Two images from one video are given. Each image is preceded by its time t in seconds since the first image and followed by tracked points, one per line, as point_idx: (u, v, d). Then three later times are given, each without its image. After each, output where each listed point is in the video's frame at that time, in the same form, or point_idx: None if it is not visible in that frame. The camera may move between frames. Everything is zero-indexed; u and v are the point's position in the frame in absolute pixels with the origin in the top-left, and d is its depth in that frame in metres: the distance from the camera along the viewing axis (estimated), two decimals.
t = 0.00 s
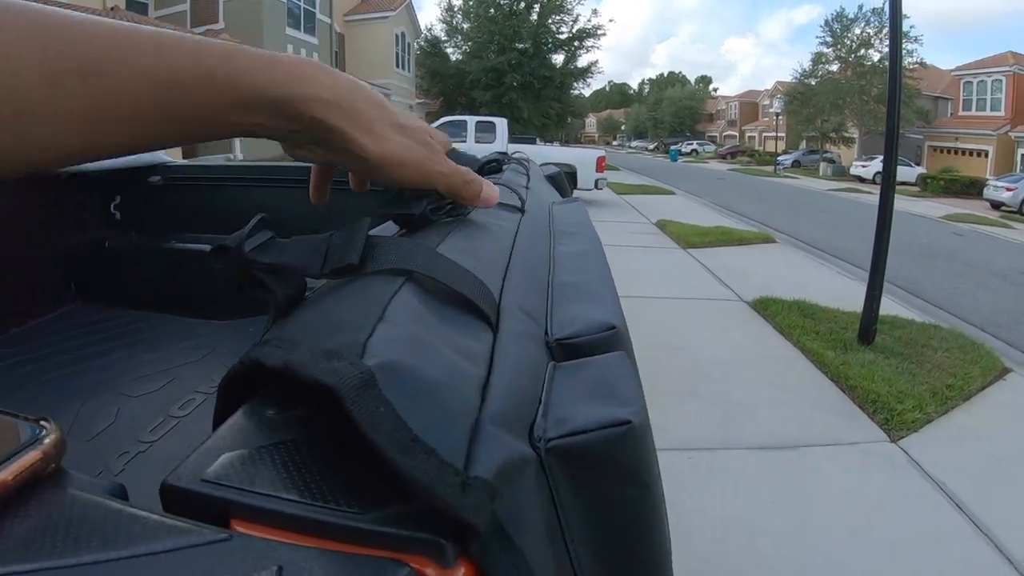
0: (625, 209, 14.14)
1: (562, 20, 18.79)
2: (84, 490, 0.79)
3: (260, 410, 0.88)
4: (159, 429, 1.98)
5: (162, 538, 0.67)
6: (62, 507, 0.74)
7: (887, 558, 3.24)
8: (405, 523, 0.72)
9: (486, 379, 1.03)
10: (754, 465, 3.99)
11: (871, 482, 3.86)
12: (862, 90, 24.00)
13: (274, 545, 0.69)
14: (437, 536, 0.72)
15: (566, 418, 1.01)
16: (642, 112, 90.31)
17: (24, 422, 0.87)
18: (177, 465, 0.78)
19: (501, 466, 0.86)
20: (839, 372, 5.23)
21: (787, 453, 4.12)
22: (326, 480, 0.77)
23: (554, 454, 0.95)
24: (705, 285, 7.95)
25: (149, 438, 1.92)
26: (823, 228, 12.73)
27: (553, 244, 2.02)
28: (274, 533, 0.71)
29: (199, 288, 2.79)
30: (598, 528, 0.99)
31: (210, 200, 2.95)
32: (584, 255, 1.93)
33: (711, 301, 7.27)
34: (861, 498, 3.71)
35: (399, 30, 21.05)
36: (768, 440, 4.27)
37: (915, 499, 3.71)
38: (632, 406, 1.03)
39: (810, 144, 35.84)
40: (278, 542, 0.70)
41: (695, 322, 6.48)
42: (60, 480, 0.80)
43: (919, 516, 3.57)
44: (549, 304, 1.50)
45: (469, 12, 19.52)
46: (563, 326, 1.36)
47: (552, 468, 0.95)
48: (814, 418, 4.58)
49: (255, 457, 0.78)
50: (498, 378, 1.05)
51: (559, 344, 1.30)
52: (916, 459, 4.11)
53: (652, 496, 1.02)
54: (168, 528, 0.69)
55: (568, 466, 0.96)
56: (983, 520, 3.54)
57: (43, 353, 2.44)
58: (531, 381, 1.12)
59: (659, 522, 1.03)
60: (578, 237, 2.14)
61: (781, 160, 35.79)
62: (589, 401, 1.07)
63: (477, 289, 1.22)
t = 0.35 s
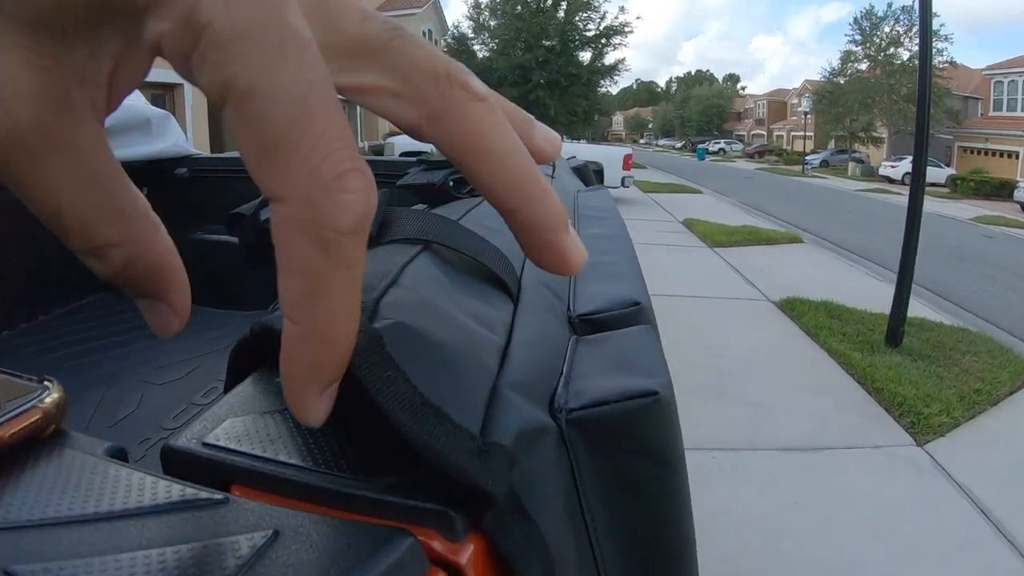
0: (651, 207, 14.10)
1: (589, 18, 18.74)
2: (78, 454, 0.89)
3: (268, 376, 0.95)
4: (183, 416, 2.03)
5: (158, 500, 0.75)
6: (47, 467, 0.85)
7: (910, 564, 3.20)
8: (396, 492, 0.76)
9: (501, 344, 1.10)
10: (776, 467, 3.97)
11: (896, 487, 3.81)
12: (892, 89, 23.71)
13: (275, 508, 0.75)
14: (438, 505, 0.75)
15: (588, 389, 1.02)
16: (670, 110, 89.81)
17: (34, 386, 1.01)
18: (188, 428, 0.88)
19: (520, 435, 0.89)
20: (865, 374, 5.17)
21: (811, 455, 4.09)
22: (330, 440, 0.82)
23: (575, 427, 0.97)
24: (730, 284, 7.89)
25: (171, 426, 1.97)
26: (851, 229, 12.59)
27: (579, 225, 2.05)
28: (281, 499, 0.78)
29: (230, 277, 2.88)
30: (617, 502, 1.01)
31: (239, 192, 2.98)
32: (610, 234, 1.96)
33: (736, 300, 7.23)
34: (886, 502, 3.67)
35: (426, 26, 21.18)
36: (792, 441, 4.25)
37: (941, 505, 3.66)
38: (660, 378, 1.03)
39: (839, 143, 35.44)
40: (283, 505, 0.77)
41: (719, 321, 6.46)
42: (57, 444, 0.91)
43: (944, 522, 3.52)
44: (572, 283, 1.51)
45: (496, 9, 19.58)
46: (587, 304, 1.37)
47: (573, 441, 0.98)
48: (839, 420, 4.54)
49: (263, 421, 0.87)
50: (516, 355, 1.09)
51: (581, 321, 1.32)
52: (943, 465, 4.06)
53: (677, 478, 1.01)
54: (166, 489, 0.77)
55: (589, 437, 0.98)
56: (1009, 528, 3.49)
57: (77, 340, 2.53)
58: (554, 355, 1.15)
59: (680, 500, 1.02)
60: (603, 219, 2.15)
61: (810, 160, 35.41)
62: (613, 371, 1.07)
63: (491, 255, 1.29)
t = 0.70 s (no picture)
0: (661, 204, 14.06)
1: (599, 14, 18.68)
2: (80, 434, 0.93)
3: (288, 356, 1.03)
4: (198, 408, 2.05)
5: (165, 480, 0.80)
6: (50, 450, 0.90)
7: (924, 563, 3.19)
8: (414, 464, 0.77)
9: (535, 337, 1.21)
10: (788, 463, 3.97)
11: (908, 483, 3.81)
12: (903, 85, 23.56)
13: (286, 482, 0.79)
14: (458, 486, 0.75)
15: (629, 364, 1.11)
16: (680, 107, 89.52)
17: (41, 361, 1.05)
18: (203, 406, 0.94)
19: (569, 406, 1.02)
20: (878, 370, 5.15)
21: (823, 452, 4.09)
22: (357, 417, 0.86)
23: (611, 402, 1.06)
24: (741, 281, 7.87)
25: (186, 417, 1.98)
26: (863, 225, 12.52)
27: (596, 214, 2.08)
28: (296, 475, 0.81)
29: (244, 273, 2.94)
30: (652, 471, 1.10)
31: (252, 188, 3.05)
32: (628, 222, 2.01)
33: (747, 297, 7.21)
34: (898, 500, 3.65)
35: (435, 24, 21.18)
36: (804, 437, 4.25)
37: (954, 503, 3.65)
38: (697, 354, 1.13)
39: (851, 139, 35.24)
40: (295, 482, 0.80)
41: (730, 317, 6.45)
42: (62, 423, 0.96)
43: (957, 520, 3.51)
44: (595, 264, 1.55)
45: (506, 6, 19.56)
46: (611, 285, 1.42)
47: (610, 416, 1.07)
48: (851, 417, 4.52)
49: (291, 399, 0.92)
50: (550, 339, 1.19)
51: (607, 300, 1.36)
52: (956, 462, 4.05)
53: (710, 443, 1.12)
54: (177, 468, 0.82)
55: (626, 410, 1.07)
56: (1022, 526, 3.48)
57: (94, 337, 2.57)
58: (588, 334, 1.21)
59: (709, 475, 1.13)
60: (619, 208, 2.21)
61: (822, 156, 35.18)
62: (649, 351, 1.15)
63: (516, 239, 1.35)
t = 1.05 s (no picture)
0: (658, 200, 14.05)
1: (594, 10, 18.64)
2: (110, 457, 1.05)
3: (313, 374, 1.15)
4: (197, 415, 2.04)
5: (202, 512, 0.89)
6: (81, 472, 1.00)
7: (926, 558, 3.18)
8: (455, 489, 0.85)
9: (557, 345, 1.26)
10: (789, 458, 3.97)
11: (909, 477, 3.81)
12: (898, 78, 23.57)
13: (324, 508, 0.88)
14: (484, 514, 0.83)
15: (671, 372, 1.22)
16: (676, 103, 89.44)
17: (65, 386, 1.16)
18: (236, 428, 1.02)
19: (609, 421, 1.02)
20: (878, 365, 5.15)
21: (825, 448, 4.08)
22: (390, 442, 0.95)
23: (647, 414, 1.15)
24: (740, 276, 7.88)
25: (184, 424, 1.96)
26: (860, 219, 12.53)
27: (611, 215, 2.31)
28: (332, 499, 0.90)
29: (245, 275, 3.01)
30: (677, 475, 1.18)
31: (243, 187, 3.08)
32: (641, 223, 2.24)
33: (746, 292, 7.20)
34: (898, 494, 3.64)
35: (430, 22, 21.13)
36: (804, 433, 4.24)
37: (955, 497, 3.64)
38: (724, 367, 1.25)
39: (846, 133, 35.23)
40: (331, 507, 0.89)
41: (729, 313, 6.44)
42: (85, 448, 1.06)
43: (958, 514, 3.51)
44: (615, 270, 1.74)
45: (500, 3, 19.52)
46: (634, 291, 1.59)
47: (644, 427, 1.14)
48: (851, 412, 4.52)
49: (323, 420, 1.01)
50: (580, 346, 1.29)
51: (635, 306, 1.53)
52: (956, 455, 4.04)
53: (736, 458, 1.22)
54: (220, 499, 0.91)
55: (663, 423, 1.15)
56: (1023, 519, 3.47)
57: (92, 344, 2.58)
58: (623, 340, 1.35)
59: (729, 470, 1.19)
60: (631, 211, 2.42)
61: (818, 150, 35.18)
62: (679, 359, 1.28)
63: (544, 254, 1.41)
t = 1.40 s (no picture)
0: (650, 204, 14.07)
1: (584, 14, 18.68)
2: (156, 480, 1.14)
3: (348, 394, 1.22)
4: (196, 425, 2.03)
5: (251, 531, 0.97)
6: (129, 496, 1.09)
7: (919, 555, 3.20)
8: (513, 504, 0.94)
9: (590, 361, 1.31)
10: (782, 458, 3.99)
11: (901, 475, 3.84)
12: (887, 80, 23.70)
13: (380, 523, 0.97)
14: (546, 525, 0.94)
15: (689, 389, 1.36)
16: (666, 107, 89.67)
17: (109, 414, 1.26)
18: (284, 452, 1.10)
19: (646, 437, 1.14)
20: (869, 365, 5.17)
21: (817, 449, 4.08)
22: (428, 461, 1.04)
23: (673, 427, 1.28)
24: (731, 279, 7.90)
25: (184, 433, 1.98)
26: (849, 221, 12.59)
27: (614, 228, 2.39)
28: (381, 513, 0.99)
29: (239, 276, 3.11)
30: (694, 486, 1.33)
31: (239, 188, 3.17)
32: (644, 236, 2.32)
33: (738, 295, 7.23)
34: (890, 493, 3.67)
35: (420, 27, 21.12)
36: (797, 433, 4.26)
37: (947, 494, 3.67)
38: (738, 381, 1.40)
39: (836, 135, 35.37)
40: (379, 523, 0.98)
41: (722, 316, 6.47)
42: (134, 473, 1.16)
43: (950, 511, 3.53)
44: (629, 287, 1.85)
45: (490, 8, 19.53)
46: (650, 308, 1.71)
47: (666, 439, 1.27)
48: (844, 412, 4.54)
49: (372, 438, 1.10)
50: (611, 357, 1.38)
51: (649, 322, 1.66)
52: (947, 453, 4.07)
53: (747, 462, 1.38)
54: (280, 517, 0.99)
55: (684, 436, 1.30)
56: (1014, 516, 3.50)
57: (86, 352, 2.60)
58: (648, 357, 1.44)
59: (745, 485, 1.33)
60: (632, 221, 2.52)
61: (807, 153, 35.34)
62: (694, 376, 1.42)
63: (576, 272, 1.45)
